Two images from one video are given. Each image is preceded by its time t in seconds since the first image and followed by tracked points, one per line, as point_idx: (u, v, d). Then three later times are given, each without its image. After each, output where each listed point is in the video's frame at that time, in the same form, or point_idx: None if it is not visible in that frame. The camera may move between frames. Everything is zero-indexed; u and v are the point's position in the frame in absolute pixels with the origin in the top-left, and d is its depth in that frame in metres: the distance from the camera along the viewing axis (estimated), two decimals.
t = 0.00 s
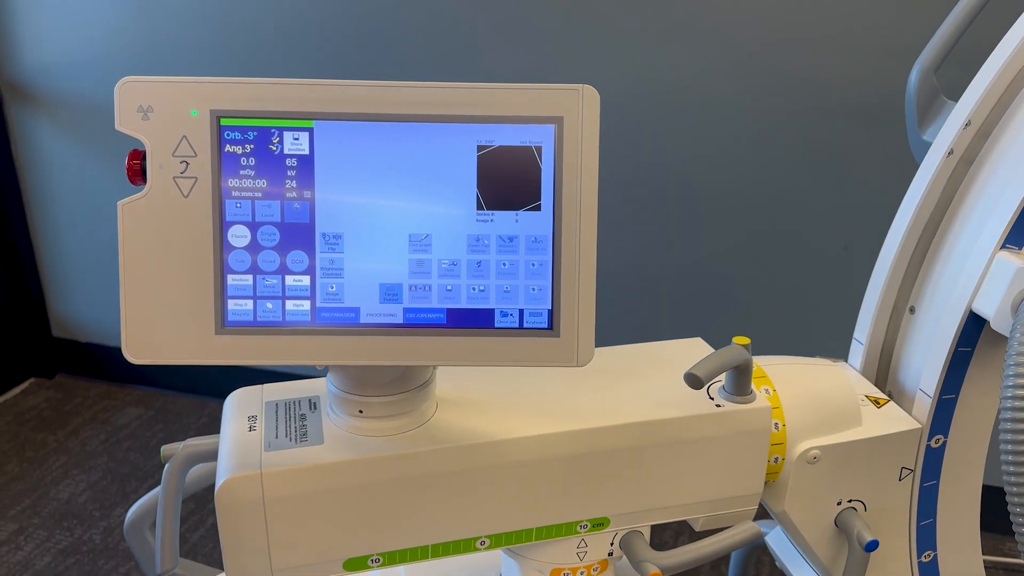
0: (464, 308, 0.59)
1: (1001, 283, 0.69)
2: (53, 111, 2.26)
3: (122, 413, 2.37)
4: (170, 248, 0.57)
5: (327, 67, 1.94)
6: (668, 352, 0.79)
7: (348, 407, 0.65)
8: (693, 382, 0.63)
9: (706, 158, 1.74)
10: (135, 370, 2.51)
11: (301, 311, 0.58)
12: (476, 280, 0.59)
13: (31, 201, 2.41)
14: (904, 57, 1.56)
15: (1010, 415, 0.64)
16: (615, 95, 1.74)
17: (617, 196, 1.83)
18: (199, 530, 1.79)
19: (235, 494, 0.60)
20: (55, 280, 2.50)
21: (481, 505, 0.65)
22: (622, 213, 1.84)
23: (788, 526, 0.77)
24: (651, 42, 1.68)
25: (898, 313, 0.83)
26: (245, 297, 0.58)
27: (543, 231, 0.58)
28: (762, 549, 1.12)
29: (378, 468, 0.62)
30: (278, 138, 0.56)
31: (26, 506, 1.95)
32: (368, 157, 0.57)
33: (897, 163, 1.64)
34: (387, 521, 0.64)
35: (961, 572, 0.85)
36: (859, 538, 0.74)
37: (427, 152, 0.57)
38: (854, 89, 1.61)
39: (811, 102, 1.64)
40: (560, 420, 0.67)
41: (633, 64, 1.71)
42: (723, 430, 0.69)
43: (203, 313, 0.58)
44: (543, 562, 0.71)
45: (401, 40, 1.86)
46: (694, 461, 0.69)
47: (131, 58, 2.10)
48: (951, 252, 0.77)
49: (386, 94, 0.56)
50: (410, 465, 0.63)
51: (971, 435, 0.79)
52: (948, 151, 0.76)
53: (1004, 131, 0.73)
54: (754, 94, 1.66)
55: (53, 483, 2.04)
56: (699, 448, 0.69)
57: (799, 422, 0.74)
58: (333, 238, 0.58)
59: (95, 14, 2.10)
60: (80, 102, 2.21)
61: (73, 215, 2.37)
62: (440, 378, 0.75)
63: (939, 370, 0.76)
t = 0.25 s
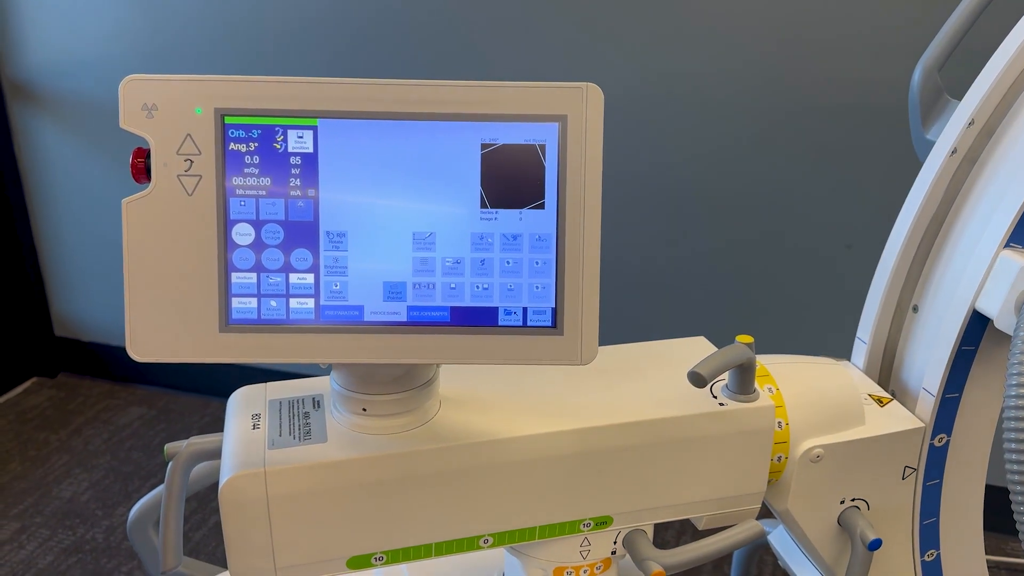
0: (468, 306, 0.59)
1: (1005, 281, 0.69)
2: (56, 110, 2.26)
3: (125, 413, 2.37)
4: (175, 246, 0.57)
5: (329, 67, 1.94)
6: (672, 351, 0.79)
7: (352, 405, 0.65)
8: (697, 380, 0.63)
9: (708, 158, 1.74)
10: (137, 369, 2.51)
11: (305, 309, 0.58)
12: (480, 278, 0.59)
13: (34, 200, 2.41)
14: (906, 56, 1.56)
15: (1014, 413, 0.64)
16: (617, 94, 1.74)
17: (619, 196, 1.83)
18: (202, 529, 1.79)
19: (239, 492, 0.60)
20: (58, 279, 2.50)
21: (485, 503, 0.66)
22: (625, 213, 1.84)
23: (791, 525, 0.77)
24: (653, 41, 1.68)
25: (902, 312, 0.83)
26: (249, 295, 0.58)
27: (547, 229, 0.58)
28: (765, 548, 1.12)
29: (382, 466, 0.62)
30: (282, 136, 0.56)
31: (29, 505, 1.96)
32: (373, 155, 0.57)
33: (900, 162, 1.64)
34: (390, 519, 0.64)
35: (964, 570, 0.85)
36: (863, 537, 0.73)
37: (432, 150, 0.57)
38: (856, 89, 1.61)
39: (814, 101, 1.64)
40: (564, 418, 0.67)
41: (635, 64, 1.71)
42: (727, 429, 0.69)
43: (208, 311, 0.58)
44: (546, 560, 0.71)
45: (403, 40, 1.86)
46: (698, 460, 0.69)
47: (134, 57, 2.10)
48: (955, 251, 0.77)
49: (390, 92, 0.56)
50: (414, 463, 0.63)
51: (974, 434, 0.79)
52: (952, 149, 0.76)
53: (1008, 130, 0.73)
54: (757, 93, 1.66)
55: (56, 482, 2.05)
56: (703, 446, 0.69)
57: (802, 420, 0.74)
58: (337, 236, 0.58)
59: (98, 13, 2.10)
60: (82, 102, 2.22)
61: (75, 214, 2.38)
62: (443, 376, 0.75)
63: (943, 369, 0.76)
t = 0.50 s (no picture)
0: (470, 306, 0.59)
1: (1007, 282, 0.69)
2: (58, 110, 2.26)
3: (126, 413, 2.37)
4: (177, 246, 0.57)
5: (331, 68, 1.95)
6: (673, 351, 0.79)
7: (354, 405, 0.65)
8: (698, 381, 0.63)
9: (709, 158, 1.74)
10: (138, 369, 2.51)
11: (308, 309, 0.58)
12: (482, 278, 0.59)
13: (35, 200, 2.42)
14: (907, 57, 1.56)
15: (1015, 414, 0.64)
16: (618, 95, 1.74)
17: (620, 196, 1.83)
18: (203, 529, 1.79)
19: (241, 493, 0.60)
20: (60, 280, 2.51)
21: (487, 504, 0.66)
22: (626, 213, 1.84)
23: (792, 526, 0.77)
24: (654, 42, 1.68)
25: (903, 312, 0.83)
26: (252, 296, 0.58)
27: (549, 230, 0.58)
28: (766, 548, 1.12)
29: (383, 467, 0.62)
30: (285, 137, 0.56)
31: (31, 505, 1.96)
32: (375, 157, 0.57)
33: (901, 163, 1.64)
34: (392, 519, 0.64)
35: (966, 571, 0.85)
36: (864, 538, 0.73)
37: (434, 151, 0.57)
38: (857, 89, 1.61)
39: (815, 102, 1.64)
40: (566, 419, 0.67)
41: (636, 64, 1.71)
42: (728, 429, 0.69)
43: (210, 312, 0.58)
44: (548, 560, 0.71)
45: (404, 41, 1.86)
46: (699, 461, 0.69)
47: (136, 57, 2.11)
48: (957, 251, 0.77)
49: (393, 93, 0.56)
50: (415, 464, 0.63)
51: (976, 435, 0.79)
52: (954, 150, 0.76)
53: (1009, 131, 0.73)
54: (758, 93, 1.66)
55: (57, 482, 2.05)
56: (704, 447, 0.69)
57: (804, 421, 0.74)
58: (339, 237, 0.58)
59: (100, 13, 2.10)
60: (84, 102, 2.22)
61: (77, 215, 2.38)
62: (445, 376, 0.75)
63: (944, 370, 0.76)
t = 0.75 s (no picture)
0: (471, 306, 0.59)
1: (1007, 282, 0.69)
2: (58, 110, 2.27)
3: (127, 412, 2.38)
4: (179, 246, 0.57)
5: (332, 67, 1.95)
6: (674, 351, 0.79)
7: (356, 404, 0.65)
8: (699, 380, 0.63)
9: (710, 158, 1.74)
10: (139, 368, 2.52)
11: (309, 309, 0.59)
12: (484, 278, 0.59)
13: (36, 199, 2.42)
14: (908, 57, 1.56)
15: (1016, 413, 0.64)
16: (619, 94, 1.74)
17: (621, 196, 1.83)
18: (204, 528, 1.79)
19: (242, 491, 0.60)
20: (61, 279, 2.51)
21: (488, 503, 0.66)
22: (627, 212, 1.84)
23: (793, 525, 0.77)
24: (655, 42, 1.68)
25: (904, 312, 0.83)
26: (254, 295, 0.58)
27: (550, 230, 0.58)
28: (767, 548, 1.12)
29: (385, 466, 0.63)
30: (286, 137, 0.56)
31: (33, 504, 1.96)
32: (376, 156, 0.57)
33: (902, 163, 1.64)
34: (393, 518, 0.64)
35: (966, 570, 0.85)
36: (864, 537, 0.73)
37: (436, 151, 0.57)
38: (858, 89, 1.61)
39: (816, 102, 1.64)
40: (567, 418, 0.67)
41: (637, 64, 1.71)
42: (728, 428, 0.69)
43: (212, 311, 0.58)
44: (549, 560, 0.71)
45: (405, 41, 1.86)
46: (700, 460, 0.69)
47: (136, 57, 2.11)
48: (958, 251, 0.77)
49: (394, 93, 0.56)
50: (416, 463, 0.63)
51: (977, 434, 0.79)
52: (955, 150, 0.76)
53: (1010, 131, 0.73)
54: (759, 93, 1.66)
55: (58, 481, 2.05)
56: (705, 446, 0.69)
57: (804, 420, 0.74)
58: (341, 237, 0.58)
59: (101, 13, 2.10)
60: (85, 102, 2.22)
61: (78, 215, 2.38)
62: (447, 376, 0.75)
63: (945, 369, 0.76)
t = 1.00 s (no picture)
0: (472, 304, 0.59)
1: (1008, 281, 0.69)
2: (60, 110, 2.27)
3: (129, 412, 2.38)
4: (181, 244, 0.57)
5: (333, 67, 1.95)
6: (675, 349, 0.79)
7: (357, 403, 0.65)
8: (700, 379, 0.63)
9: (711, 157, 1.74)
10: (141, 367, 2.52)
11: (311, 307, 0.59)
12: (485, 276, 0.59)
13: (38, 199, 2.42)
14: (909, 56, 1.56)
15: (1017, 413, 0.64)
16: (620, 94, 1.74)
17: (622, 196, 1.83)
18: (205, 527, 1.80)
19: (243, 489, 0.60)
20: (62, 279, 2.51)
21: (490, 501, 0.66)
22: (628, 212, 1.84)
23: (794, 524, 0.77)
24: (655, 42, 1.68)
25: (905, 311, 0.83)
26: (255, 294, 0.58)
27: (551, 228, 0.58)
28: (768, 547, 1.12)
29: (387, 464, 0.63)
30: (288, 135, 0.56)
31: (34, 503, 1.97)
32: (378, 155, 0.57)
33: (903, 162, 1.64)
34: (395, 516, 0.64)
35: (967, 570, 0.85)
36: (865, 537, 0.73)
37: (437, 150, 0.57)
38: (860, 89, 1.61)
39: (817, 102, 1.64)
40: (568, 416, 0.67)
41: (639, 63, 1.71)
42: (729, 427, 0.69)
43: (214, 309, 0.58)
44: (550, 558, 0.71)
45: (406, 41, 1.86)
46: (700, 459, 0.69)
47: (138, 57, 2.11)
48: (959, 250, 0.77)
49: (395, 91, 0.56)
50: (416, 461, 0.63)
51: (978, 433, 0.79)
52: (956, 149, 0.76)
53: (1011, 130, 0.73)
54: (760, 93, 1.66)
55: (60, 480, 2.06)
56: (706, 445, 0.69)
57: (805, 419, 0.74)
58: (342, 235, 0.58)
59: (103, 13, 2.11)
60: (86, 102, 2.23)
61: (79, 214, 2.39)
62: (448, 374, 0.75)
63: (946, 368, 0.76)
